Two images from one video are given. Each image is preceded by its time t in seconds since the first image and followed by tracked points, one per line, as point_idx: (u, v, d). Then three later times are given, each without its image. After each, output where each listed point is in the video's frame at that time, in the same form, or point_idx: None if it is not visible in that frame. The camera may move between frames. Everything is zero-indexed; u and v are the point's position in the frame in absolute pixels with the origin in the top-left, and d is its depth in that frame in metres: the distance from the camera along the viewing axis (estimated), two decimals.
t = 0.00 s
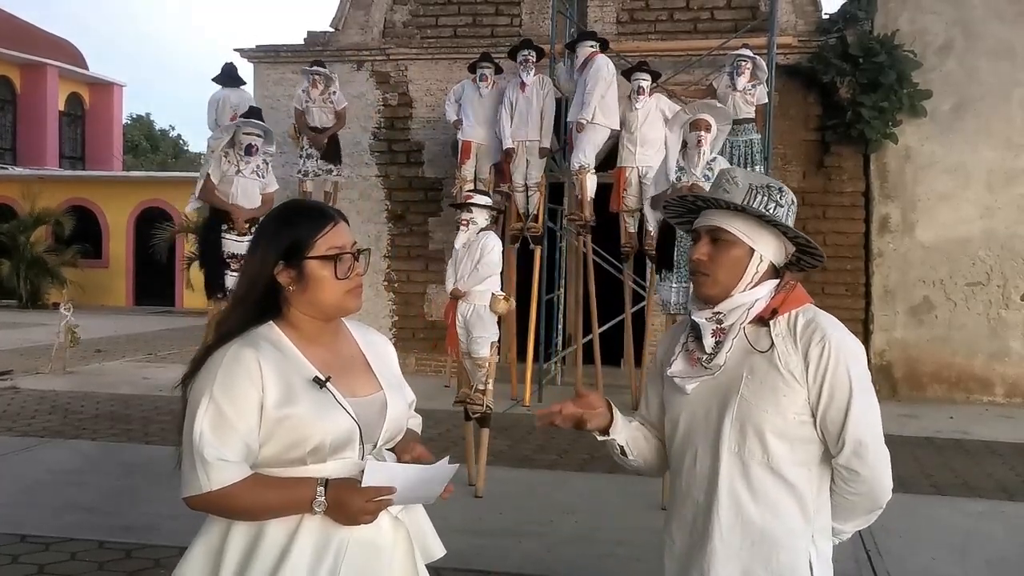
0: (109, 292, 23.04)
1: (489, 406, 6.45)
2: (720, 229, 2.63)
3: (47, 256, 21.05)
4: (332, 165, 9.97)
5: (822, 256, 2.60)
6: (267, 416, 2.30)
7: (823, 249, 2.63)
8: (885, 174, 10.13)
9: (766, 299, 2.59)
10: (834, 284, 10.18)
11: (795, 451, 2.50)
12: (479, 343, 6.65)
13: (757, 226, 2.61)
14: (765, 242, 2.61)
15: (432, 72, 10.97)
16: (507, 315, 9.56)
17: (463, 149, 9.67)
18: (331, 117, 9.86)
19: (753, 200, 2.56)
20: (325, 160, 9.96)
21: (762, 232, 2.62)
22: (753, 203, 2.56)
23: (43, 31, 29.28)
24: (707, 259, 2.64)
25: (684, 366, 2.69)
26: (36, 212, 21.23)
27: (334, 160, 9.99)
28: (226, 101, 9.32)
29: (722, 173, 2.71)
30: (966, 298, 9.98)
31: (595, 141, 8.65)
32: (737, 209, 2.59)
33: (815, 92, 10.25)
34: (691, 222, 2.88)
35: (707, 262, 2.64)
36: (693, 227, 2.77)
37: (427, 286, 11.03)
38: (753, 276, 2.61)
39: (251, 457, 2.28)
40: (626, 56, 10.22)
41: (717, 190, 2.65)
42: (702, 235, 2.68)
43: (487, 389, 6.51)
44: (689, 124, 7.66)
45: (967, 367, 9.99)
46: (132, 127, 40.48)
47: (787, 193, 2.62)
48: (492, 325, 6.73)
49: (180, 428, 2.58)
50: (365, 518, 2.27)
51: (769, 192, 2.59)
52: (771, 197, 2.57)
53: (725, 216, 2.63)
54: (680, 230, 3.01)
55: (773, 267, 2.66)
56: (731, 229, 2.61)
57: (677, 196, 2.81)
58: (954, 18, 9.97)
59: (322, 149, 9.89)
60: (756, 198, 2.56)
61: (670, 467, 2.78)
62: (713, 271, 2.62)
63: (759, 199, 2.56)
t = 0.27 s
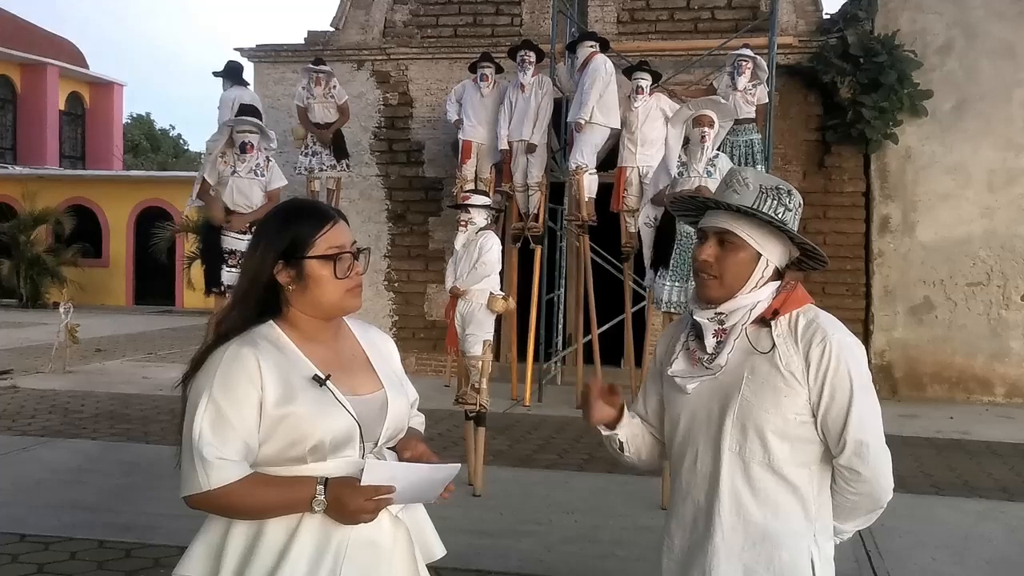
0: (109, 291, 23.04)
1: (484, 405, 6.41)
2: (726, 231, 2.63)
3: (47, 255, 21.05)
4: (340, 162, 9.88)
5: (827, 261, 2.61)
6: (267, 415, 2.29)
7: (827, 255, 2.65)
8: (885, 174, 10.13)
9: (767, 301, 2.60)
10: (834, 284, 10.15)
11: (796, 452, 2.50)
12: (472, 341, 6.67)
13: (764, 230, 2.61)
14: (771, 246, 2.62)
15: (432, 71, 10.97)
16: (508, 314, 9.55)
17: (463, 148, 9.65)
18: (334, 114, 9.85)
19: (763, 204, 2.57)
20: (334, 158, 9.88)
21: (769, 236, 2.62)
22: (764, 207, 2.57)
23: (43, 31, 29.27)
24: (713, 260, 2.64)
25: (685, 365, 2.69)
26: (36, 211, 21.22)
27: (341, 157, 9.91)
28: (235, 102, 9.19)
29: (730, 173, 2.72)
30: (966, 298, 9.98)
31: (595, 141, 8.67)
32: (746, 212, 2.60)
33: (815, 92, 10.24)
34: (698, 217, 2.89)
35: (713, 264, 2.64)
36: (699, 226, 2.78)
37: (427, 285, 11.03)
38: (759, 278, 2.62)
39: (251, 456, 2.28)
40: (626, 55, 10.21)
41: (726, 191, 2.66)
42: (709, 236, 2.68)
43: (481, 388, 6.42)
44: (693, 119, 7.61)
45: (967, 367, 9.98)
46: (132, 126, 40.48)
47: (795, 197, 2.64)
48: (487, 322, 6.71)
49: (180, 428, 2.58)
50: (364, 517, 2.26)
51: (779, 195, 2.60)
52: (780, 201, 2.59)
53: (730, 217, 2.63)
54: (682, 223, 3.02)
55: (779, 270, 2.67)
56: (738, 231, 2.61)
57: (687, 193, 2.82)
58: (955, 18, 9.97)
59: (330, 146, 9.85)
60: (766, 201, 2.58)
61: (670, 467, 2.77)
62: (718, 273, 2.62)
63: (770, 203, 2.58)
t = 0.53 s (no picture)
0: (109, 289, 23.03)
1: (482, 403, 6.41)
2: (721, 229, 2.62)
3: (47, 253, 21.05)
4: (340, 161, 9.86)
5: (823, 259, 2.61)
6: (268, 413, 2.29)
7: (823, 252, 2.64)
8: (885, 172, 10.12)
9: (766, 299, 2.59)
10: (834, 283, 10.16)
11: (797, 450, 2.50)
12: (469, 339, 6.67)
13: (759, 227, 2.61)
14: (768, 243, 2.61)
15: (432, 69, 10.96)
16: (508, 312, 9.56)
17: (464, 146, 9.64)
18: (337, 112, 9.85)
19: (758, 201, 2.56)
20: (333, 158, 9.85)
21: (765, 234, 2.62)
22: (758, 204, 2.56)
23: (43, 28, 29.26)
24: (709, 258, 2.63)
25: (684, 365, 2.69)
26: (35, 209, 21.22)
27: (341, 155, 9.88)
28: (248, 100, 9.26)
29: (725, 172, 2.71)
30: (966, 297, 9.97)
31: (594, 140, 8.68)
32: (740, 210, 2.59)
33: (816, 90, 10.23)
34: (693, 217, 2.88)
35: (710, 261, 2.63)
36: (696, 224, 2.77)
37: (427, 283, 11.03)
38: (755, 276, 2.61)
39: (251, 455, 2.28)
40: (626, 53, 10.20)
41: (721, 189, 2.65)
42: (705, 234, 2.67)
43: (480, 386, 6.43)
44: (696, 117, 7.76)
45: (967, 366, 9.98)
46: (132, 124, 40.44)
47: (790, 194, 2.62)
48: (485, 321, 6.72)
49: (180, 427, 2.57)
50: (365, 514, 2.26)
51: (774, 192, 2.59)
52: (775, 198, 2.58)
53: (725, 215, 2.63)
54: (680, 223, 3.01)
55: (776, 267, 2.66)
56: (733, 229, 2.61)
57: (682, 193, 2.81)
58: (956, 17, 9.96)
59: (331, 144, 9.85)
60: (761, 198, 2.57)
61: (671, 466, 2.77)
62: (715, 272, 2.61)
63: (765, 200, 2.56)
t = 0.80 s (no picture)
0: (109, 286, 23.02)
1: (482, 401, 6.45)
2: (716, 225, 2.62)
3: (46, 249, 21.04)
4: (342, 157, 9.96)
5: (817, 253, 2.62)
6: (269, 411, 2.29)
7: (818, 246, 2.65)
8: (885, 169, 10.11)
9: (762, 295, 2.60)
10: (834, 280, 10.17)
11: (793, 445, 2.50)
12: (470, 337, 6.64)
13: (754, 223, 2.61)
14: (763, 239, 2.62)
15: (432, 65, 10.95)
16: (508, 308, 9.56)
17: (463, 143, 9.64)
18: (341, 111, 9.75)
19: (752, 196, 2.56)
20: (335, 154, 9.96)
21: (760, 229, 2.62)
22: (752, 199, 2.56)
23: (43, 24, 29.23)
24: (704, 254, 2.64)
25: (681, 361, 2.69)
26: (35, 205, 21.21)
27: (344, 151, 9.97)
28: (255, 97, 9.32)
29: (719, 168, 2.71)
30: (965, 293, 9.97)
31: (593, 137, 8.68)
32: (734, 205, 2.59)
33: (816, 87, 10.22)
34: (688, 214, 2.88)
35: (704, 257, 2.63)
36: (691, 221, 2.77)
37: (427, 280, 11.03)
38: (750, 272, 2.61)
39: (253, 453, 2.28)
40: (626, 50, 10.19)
41: (716, 185, 2.65)
42: (699, 231, 2.67)
43: (480, 383, 6.52)
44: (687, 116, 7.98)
45: (967, 363, 9.98)
46: (132, 120, 40.40)
47: (784, 189, 2.63)
48: (485, 318, 6.74)
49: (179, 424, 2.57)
50: (365, 516, 2.26)
51: (767, 188, 2.60)
52: (769, 194, 2.58)
53: (719, 210, 2.63)
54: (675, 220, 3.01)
55: (770, 263, 2.67)
56: (727, 225, 2.61)
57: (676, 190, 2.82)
58: (956, 14, 9.95)
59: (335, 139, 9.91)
60: (755, 194, 2.57)
61: (668, 463, 2.77)
62: (710, 268, 2.62)
63: (759, 195, 2.57)
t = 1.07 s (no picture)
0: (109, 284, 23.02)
1: (482, 399, 6.39)
2: (712, 224, 2.62)
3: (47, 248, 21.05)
4: (353, 151, 9.91)
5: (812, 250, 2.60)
6: (270, 410, 2.29)
7: (814, 244, 2.64)
8: (885, 168, 10.11)
9: (757, 294, 2.60)
10: (834, 278, 10.17)
11: (789, 444, 2.50)
12: (471, 336, 6.67)
13: (749, 221, 2.61)
14: (758, 237, 2.61)
15: (432, 64, 10.95)
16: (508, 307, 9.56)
17: (463, 142, 9.63)
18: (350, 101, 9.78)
19: (746, 194, 2.56)
20: (347, 147, 9.91)
21: (756, 228, 2.62)
22: (747, 198, 2.55)
23: (43, 23, 29.23)
24: (699, 253, 2.63)
25: (678, 360, 2.69)
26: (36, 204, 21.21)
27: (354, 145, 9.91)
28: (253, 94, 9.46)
29: (715, 166, 2.70)
30: (966, 292, 9.97)
31: (594, 136, 8.67)
32: (729, 204, 2.59)
33: (816, 86, 10.22)
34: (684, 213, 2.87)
35: (699, 257, 2.63)
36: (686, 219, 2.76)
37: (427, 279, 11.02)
38: (745, 270, 2.61)
39: (254, 452, 2.28)
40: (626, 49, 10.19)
41: (711, 184, 2.64)
42: (694, 229, 2.67)
43: (481, 382, 6.46)
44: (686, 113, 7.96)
45: (967, 361, 9.98)
46: (132, 119, 40.39)
47: (780, 187, 2.62)
48: (484, 316, 6.72)
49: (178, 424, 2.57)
50: (368, 513, 2.26)
51: (763, 186, 2.59)
52: (764, 192, 2.58)
53: (715, 209, 2.63)
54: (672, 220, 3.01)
55: (767, 261, 2.66)
56: (722, 224, 2.61)
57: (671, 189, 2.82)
58: (956, 12, 9.95)
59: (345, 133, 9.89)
60: (750, 192, 2.56)
61: (665, 462, 2.77)
62: (706, 267, 2.62)
63: (753, 194, 2.56)
